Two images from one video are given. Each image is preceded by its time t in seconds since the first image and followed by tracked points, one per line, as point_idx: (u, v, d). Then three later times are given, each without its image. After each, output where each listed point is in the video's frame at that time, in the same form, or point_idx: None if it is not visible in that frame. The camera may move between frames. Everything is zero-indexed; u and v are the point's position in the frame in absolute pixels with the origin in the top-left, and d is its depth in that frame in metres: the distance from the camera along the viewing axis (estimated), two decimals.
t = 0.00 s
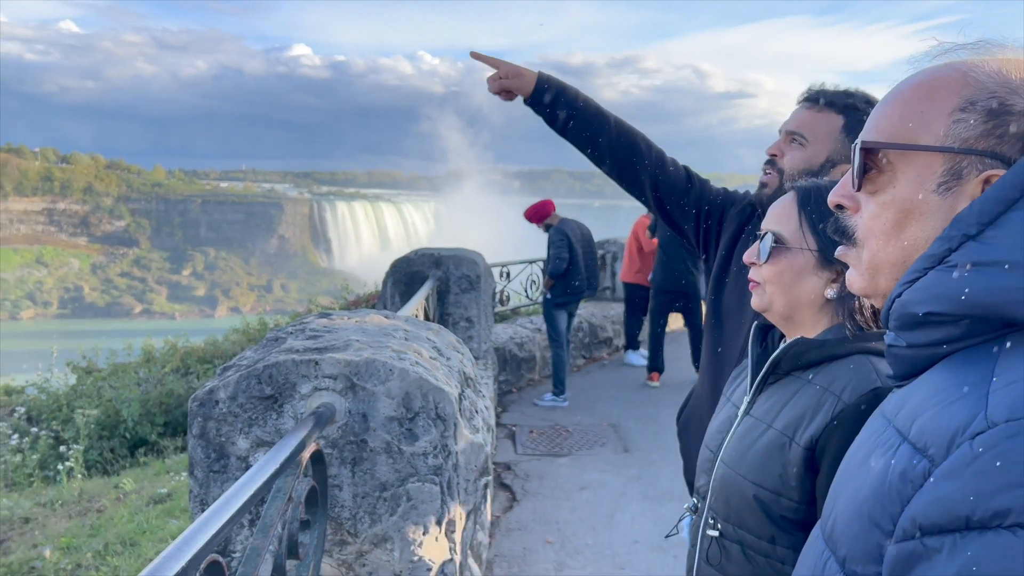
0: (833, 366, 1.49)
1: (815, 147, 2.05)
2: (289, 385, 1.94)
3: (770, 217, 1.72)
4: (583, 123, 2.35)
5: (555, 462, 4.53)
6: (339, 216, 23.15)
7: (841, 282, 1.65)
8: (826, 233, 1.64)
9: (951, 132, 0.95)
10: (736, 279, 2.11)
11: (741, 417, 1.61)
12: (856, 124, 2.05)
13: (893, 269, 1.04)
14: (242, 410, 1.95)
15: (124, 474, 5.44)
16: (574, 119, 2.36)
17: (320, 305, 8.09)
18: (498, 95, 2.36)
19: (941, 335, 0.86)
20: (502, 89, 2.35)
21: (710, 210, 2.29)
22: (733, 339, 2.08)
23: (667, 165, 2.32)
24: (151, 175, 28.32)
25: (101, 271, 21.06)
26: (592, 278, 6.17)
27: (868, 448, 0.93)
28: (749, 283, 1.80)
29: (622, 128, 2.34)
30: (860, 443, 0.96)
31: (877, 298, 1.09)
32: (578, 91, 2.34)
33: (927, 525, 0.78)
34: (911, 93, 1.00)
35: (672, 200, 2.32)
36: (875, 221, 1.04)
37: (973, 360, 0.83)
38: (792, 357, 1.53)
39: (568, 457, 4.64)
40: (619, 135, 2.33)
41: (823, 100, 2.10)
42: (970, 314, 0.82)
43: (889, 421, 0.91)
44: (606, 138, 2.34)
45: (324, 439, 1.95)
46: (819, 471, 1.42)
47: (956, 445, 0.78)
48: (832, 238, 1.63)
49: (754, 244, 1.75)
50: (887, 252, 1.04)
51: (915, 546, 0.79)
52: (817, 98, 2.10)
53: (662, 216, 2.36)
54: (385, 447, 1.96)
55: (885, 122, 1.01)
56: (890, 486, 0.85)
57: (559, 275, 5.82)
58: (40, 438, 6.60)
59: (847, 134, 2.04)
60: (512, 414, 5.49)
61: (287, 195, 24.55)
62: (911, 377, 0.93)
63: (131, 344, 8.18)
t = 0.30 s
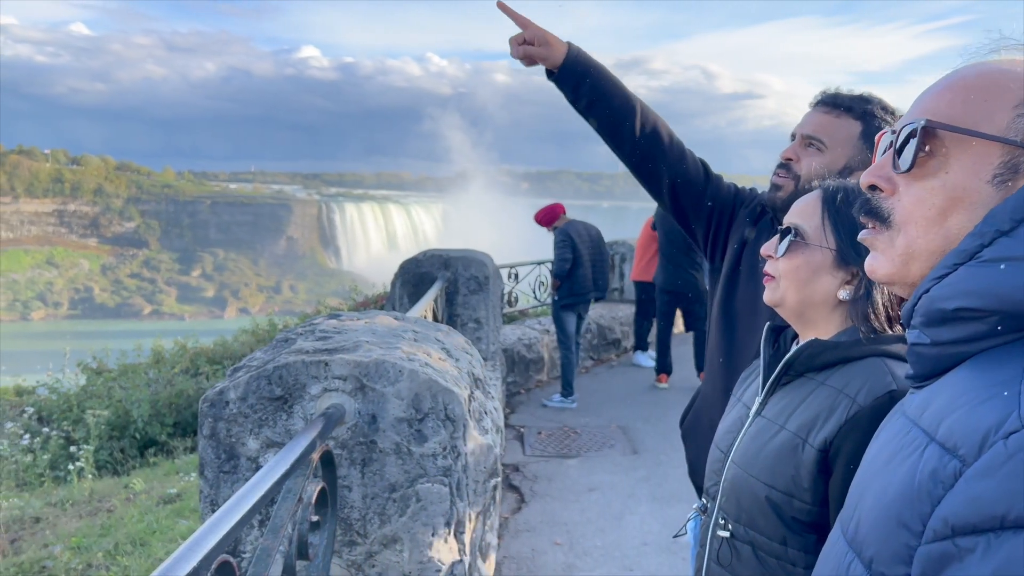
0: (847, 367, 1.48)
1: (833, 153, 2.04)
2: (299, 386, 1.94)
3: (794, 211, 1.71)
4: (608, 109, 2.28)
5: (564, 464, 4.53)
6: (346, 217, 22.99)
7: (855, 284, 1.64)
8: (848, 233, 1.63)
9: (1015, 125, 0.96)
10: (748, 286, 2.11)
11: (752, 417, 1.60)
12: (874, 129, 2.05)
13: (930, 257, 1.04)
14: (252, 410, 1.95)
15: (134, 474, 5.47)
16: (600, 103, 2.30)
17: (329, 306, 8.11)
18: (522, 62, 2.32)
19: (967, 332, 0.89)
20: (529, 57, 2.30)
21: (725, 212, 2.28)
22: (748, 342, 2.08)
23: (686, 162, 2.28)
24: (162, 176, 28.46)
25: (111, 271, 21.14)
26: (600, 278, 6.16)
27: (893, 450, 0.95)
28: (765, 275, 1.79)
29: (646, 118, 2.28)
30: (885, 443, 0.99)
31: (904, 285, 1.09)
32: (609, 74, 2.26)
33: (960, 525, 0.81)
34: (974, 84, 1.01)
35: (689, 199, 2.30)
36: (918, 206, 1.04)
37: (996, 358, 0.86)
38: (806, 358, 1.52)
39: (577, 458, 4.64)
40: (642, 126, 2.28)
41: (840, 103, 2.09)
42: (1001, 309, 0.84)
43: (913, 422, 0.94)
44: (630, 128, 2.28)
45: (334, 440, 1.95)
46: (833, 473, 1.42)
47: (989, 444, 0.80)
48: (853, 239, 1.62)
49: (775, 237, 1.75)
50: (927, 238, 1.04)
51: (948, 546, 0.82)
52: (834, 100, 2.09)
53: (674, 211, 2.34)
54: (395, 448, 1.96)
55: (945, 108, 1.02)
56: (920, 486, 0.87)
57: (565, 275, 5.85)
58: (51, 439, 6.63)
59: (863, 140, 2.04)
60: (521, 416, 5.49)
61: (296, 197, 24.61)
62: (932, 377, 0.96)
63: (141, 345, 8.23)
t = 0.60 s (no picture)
0: (856, 369, 1.47)
1: (855, 153, 2.03)
2: (309, 387, 1.95)
3: (820, 205, 1.69)
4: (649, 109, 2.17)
5: (572, 465, 4.52)
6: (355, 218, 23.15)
7: (873, 284, 1.63)
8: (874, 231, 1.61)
9: None
10: (763, 290, 2.11)
11: (759, 417, 1.60)
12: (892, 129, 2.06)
13: (965, 246, 1.04)
14: (262, 411, 1.96)
15: (143, 474, 5.49)
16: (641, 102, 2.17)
17: (338, 307, 8.13)
18: (570, 57, 2.13)
19: (996, 325, 0.91)
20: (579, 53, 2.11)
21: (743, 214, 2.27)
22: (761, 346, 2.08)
23: (716, 166, 2.23)
24: (171, 178, 28.59)
25: (121, 272, 21.20)
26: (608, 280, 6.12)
27: (919, 447, 0.97)
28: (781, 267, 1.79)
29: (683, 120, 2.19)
30: (907, 442, 1.01)
31: (933, 272, 1.09)
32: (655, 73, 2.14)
33: (993, 521, 0.82)
34: None
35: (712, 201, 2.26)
36: (959, 195, 1.03)
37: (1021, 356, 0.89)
38: (814, 358, 1.51)
39: (586, 459, 4.63)
40: (681, 128, 2.18)
41: (857, 104, 2.09)
42: None
43: (938, 420, 0.96)
44: (669, 130, 2.18)
45: (344, 440, 1.96)
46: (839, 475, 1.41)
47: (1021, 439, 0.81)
48: (879, 237, 1.61)
49: (796, 229, 1.74)
50: (965, 227, 1.04)
51: (980, 541, 0.83)
52: (851, 102, 2.09)
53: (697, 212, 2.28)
54: (404, 449, 1.96)
55: (996, 98, 1.01)
56: (949, 483, 0.88)
57: (572, 275, 5.84)
58: (61, 438, 6.66)
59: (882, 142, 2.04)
60: (528, 417, 5.49)
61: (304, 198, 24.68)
62: (951, 376, 0.98)
63: (151, 345, 8.26)
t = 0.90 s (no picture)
0: (871, 374, 1.48)
1: (863, 156, 2.04)
2: (317, 388, 1.96)
3: (833, 207, 1.69)
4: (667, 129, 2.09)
5: (579, 467, 4.53)
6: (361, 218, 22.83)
7: (891, 287, 1.64)
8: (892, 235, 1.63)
9: None
10: (774, 297, 2.11)
11: (766, 420, 1.60)
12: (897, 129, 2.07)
13: (988, 233, 1.04)
14: (271, 411, 1.97)
15: (152, 474, 5.52)
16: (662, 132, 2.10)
17: (345, 308, 8.14)
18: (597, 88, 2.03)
19: (1011, 318, 0.91)
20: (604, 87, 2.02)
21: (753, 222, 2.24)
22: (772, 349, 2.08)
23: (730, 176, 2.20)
24: (180, 180, 28.71)
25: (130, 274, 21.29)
26: (614, 284, 6.08)
27: (924, 442, 0.97)
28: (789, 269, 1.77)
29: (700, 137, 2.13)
30: (912, 438, 1.01)
31: (950, 255, 1.09)
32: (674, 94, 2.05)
33: (999, 513, 0.82)
34: None
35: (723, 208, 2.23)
36: (992, 183, 1.03)
37: None
38: (826, 362, 1.51)
39: (592, 461, 4.64)
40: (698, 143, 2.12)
41: (862, 104, 2.09)
42: None
43: (944, 415, 0.96)
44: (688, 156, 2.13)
45: (352, 441, 1.97)
46: (856, 480, 1.42)
47: None
48: (897, 241, 1.62)
49: (807, 230, 1.72)
50: (992, 214, 1.04)
51: (986, 533, 0.83)
52: (857, 103, 2.09)
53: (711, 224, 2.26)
54: (412, 450, 1.97)
55: None
56: (955, 475, 0.89)
57: (576, 275, 5.86)
58: (70, 439, 6.70)
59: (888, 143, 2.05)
60: (535, 418, 5.50)
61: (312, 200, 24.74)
62: (956, 374, 0.99)
63: (159, 346, 8.30)
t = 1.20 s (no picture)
0: (883, 379, 1.50)
1: (849, 148, 2.04)
2: (324, 389, 1.96)
3: (840, 209, 1.68)
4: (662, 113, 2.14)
5: (584, 469, 4.52)
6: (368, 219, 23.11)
7: (899, 290, 1.64)
8: (899, 238, 1.63)
9: None
10: (775, 296, 2.10)
11: (772, 426, 1.61)
12: (885, 121, 2.05)
13: (990, 238, 1.03)
14: (277, 413, 1.97)
15: (159, 476, 5.53)
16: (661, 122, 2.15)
17: (351, 310, 8.15)
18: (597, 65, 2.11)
19: (1013, 319, 0.91)
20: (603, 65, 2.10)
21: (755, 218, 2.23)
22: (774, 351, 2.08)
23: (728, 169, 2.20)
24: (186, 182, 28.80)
25: (136, 275, 21.35)
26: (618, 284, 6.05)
27: (924, 442, 0.97)
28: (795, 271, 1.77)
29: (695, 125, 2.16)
30: (912, 438, 1.01)
31: (952, 261, 1.08)
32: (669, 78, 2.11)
33: (998, 510, 0.82)
34: None
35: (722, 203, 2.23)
36: (991, 188, 1.03)
37: None
38: (835, 368, 1.53)
39: (598, 463, 4.63)
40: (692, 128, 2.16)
41: (850, 101, 2.09)
42: None
43: (944, 414, 0.96)
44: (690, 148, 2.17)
45: (358, 443, 1.97)
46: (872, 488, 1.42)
47: None
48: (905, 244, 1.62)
49: (814, 232, 1.71)
50: (993, 220, 1.03)
51: (986, 531, 0.83)
52: (844, 100, 2.09)
53: (714, 225, 2.26)
54: (418, 452, 1.97)
55: None
56: (955, 474, 0.89)
57: (577, 277, 5.87)
58: (77, 440, 6.72)
59: (875, 136, 2.04)
60: (540, 421, 5.49)
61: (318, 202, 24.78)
62: (958, 375, 0.99)
63: (166, 348, 8.32)
